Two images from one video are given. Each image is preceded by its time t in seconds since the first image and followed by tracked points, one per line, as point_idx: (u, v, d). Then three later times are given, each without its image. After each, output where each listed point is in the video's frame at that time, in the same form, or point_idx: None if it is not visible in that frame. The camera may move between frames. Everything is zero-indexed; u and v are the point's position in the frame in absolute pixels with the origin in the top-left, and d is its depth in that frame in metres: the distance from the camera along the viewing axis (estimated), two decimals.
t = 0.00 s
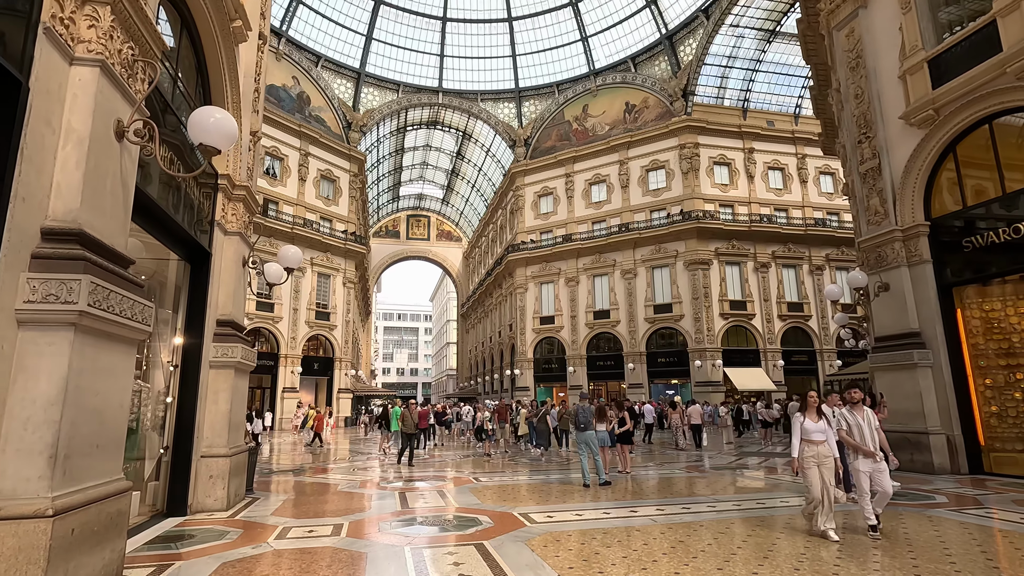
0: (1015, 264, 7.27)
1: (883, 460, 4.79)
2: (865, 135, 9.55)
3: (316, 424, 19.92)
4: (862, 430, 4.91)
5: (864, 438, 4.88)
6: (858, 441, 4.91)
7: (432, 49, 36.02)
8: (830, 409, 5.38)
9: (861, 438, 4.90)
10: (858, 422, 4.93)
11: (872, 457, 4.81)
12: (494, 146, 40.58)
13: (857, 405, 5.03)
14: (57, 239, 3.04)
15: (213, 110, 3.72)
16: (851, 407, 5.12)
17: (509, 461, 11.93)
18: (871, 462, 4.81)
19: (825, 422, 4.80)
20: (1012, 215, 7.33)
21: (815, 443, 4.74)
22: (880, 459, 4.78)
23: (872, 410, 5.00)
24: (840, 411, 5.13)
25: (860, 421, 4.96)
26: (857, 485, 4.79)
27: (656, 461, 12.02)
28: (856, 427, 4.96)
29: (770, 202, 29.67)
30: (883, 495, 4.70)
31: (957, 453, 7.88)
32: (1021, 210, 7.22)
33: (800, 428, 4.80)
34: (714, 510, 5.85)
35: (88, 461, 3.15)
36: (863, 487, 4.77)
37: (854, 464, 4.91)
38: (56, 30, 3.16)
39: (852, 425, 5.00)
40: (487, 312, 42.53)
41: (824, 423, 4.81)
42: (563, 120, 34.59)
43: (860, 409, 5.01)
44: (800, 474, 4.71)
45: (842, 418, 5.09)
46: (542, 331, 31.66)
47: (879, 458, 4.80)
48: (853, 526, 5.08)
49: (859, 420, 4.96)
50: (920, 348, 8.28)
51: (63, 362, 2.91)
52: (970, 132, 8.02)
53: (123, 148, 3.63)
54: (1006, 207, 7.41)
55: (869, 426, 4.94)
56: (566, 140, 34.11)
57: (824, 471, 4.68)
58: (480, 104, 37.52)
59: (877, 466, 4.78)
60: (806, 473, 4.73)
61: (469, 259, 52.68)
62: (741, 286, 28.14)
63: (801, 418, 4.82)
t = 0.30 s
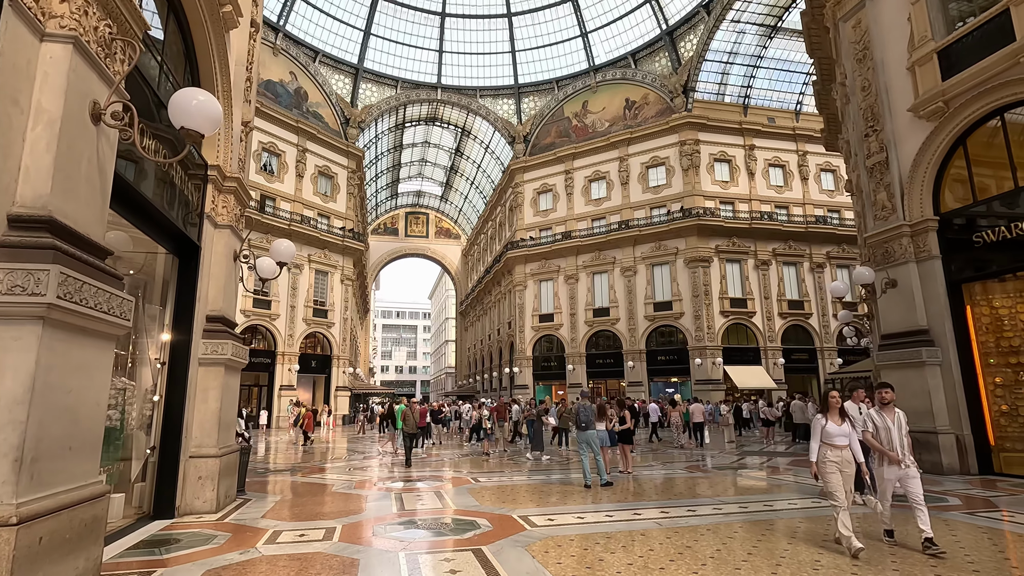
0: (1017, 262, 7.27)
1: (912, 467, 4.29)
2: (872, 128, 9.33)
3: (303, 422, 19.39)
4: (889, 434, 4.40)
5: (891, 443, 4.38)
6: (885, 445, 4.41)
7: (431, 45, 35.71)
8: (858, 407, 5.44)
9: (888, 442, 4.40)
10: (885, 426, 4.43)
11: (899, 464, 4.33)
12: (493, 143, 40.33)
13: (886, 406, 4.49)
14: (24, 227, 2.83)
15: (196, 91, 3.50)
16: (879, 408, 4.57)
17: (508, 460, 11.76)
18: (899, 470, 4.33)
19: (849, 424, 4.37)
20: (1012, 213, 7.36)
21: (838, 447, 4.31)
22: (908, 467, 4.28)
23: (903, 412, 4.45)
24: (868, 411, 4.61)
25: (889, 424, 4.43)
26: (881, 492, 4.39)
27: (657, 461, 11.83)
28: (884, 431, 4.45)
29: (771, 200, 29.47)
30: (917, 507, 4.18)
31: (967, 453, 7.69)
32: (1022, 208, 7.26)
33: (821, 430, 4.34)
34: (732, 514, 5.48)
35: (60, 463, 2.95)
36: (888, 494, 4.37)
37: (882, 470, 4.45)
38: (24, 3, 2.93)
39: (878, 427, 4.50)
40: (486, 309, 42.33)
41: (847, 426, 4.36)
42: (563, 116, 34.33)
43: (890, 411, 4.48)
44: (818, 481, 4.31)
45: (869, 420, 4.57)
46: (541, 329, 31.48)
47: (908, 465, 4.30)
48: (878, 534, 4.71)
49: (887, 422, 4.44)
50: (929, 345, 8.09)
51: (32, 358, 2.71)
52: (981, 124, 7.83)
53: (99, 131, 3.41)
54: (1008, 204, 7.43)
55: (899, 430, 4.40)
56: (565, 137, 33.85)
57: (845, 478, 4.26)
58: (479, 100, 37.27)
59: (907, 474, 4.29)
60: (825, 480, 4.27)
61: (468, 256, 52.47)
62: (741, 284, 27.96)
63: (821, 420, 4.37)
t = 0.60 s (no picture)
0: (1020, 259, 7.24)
1: (953, 466, 3.97)
2: (880, 120, 9.12)
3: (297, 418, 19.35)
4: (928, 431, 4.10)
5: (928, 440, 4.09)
6: (922, 444, 4.12)
7: (430, 41, 35.48)
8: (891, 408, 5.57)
9: (927, 440, 4.10)
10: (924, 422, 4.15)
11: (938, 463, 4.01)
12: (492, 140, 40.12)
13: (925, 401, 4.22)
14: None
15: (182, 72, 3.32)
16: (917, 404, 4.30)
17: (510, 459, 11.59)
18: (937, 470, 4.01)
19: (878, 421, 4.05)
20: (1014, 210, 7.36)
21: (868, 447, 3.99)
22: (949, 467, 3.96)
23: (945, 408, 4.16)
24: (905, 406, 4.34)
25: (928, 420, 4.15)
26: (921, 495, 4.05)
27: (661, 460, 11.66)
28: (922, 428, 4.16)
29: (773, 196, 29.27)
30: (950, 510, 3.93)
31: (979, 451, 7.51)
32: None
33: (848, 428, 4.02)
34: (745, 515, 5.25)
35: (35, 465, 2.75)
36: (930, 498, 4.01)
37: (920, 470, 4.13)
38: None
39: (915, 423, 4.23)
40: (486, 307, 42.16)
41: (876, 424, 4.08)
42: (563, 113, 34.12)
43: (929, 406, 4.21)
44: (849, 484, 3.97)
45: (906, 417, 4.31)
46: (541, 326, 31.31)
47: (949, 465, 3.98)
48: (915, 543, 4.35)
49: (925, 418, 4.17)
50: (940, 342, 7.91)
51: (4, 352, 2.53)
52: (995, 115, 7.64)
53: (79, 111, 3.23)
54: (1010, 201, 7.42)
55: (939, 427, 4.10)
56: (566, 134, 33.65)
57: (879, 479, 3.92)
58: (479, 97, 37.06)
59: (947, 474, 3.97)
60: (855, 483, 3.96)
61: (468, 254, 52.28)
62: (743, 281, 27.79)
63: (847, 418, 4.07)
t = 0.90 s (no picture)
0: None
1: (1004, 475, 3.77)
2: (892, 113, 8.86)
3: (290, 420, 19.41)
4: (977, 436, 3.87)
5: (978, 445, 3.85)
6: (970, 449, 3.88)
7: (430, 37, 35.20)
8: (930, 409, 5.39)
9: (976, 446, 3.86)
10: (972, 427, 3.90)
11: (989, 472, 3.78)
12: (493, 137, 39.87)
13: (969, 403, 3.99)
14: None
15: (167, 50, 3.12)
16: (960, 406, 4.07)
17: (512, 459, 11.39)
18: (987, 478, 3.79)
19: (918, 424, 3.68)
20: (1019, 206, 7.33)
21: (908, 453, 3.63)
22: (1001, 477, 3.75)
23: (993, 411, 3.94)
24: (946, 410, 4.10)
25: (978, 424, 3.90)
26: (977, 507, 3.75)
27: (666, 459, 11.48)
28: (970, 432, 3.91)
29: (776, 193, 29.04)
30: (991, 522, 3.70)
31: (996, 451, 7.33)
32: None
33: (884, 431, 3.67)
34: (757, 518, 5.04)
35: (9, 469, 2.56)
36: (984, 510, 3.74)
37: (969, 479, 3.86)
38: None
39: (962, 429, 3.96)
40: (486, 305, 41.97)
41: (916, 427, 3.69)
42: (564, 109, 33.86)
43: (974, 408, 3.98)
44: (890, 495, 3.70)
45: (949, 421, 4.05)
46: (542, 324, 31.11)
47: (999, 474, 3.79)
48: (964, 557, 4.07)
49: (972, 422, 3.93)
50: (954, 339, 7.70)
51: None
52: (1010, 106, 7.45)
53: (58, 93, 3.03)
54: (1016, 197, 7.37)
55: (988, 433, 3.86)
56: (567, 130, 33.39)
57: (923, 488, 3.53)
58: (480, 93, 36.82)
59: (997, 484, 3.78)
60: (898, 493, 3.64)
61: (468, 251, 52.09)
62: (746, 279, 27.59)
63: (885, 419, 3.71)
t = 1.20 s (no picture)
0: None
1: None
2: (901, 104, 8.68)
3: (279, 418, 19.16)
4: None
5: None
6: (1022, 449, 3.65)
7: (430, 33, 34.96)
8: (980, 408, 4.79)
9: None
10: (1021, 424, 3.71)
11: None
12: (493, 134, 39.64)
13: (1015, 399, 3.80)
14: None
15: (147, 23, 2.93)
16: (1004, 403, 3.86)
17: (512, 458, 11.22)
18: None
19: (971, 423, 3.42)
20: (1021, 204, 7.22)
21: (961, 455, 3.38)
22: None
23: None
24: (991, 406, 3.88)
25: None
26: None
27: (668, 458, 11.31)
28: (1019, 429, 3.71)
29: (778, 190, 28.85)
30: None
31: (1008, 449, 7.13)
32: None
33: (936, 431, 3.40)
34: (769, 518, 4.87)
35: None
36: None
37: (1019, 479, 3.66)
38: None
39: (1012, 427, 3.73)
40: (486, 303, 41.80)
41: (969, 426, 3.43)
42: (564, 106, 33.64)
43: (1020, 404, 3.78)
44: (940, 500, 3.40)
45: (994, 418, 3.83)
46: (542, 322, 30.91)
47: None
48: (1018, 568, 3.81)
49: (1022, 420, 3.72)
50: (965, 335, 7.52)
51: None
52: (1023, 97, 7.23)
53: (29, 67, 2.84)
54: (1017, 195, 7.28)
55: None
56: (567, 127, 33.18)
57: (976, 493, 3.32)
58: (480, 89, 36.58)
59: None
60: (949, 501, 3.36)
61: (468, 249, 51.89)
62: (747, 276, 27.42)
63: (934, 416, 3.44)
